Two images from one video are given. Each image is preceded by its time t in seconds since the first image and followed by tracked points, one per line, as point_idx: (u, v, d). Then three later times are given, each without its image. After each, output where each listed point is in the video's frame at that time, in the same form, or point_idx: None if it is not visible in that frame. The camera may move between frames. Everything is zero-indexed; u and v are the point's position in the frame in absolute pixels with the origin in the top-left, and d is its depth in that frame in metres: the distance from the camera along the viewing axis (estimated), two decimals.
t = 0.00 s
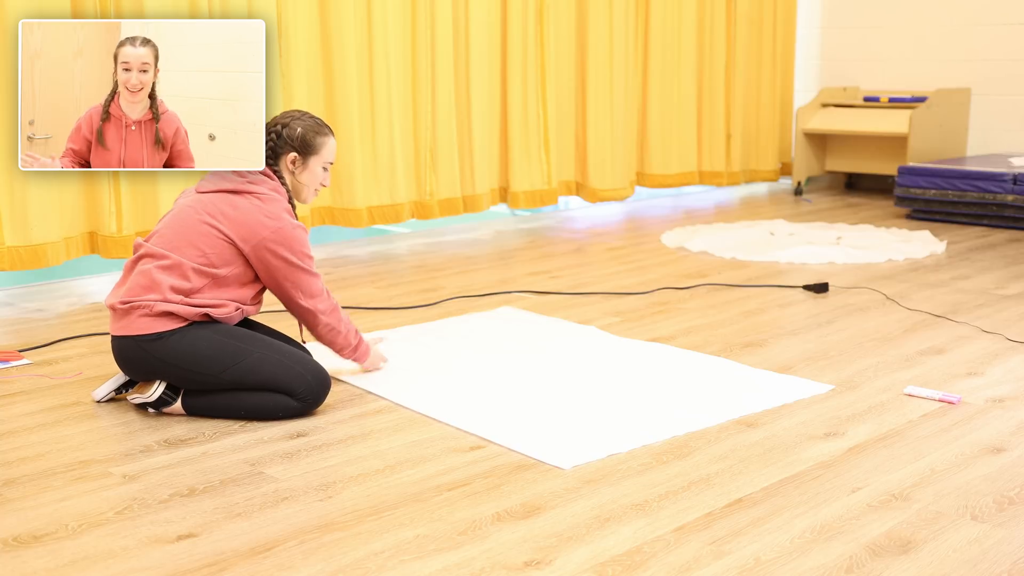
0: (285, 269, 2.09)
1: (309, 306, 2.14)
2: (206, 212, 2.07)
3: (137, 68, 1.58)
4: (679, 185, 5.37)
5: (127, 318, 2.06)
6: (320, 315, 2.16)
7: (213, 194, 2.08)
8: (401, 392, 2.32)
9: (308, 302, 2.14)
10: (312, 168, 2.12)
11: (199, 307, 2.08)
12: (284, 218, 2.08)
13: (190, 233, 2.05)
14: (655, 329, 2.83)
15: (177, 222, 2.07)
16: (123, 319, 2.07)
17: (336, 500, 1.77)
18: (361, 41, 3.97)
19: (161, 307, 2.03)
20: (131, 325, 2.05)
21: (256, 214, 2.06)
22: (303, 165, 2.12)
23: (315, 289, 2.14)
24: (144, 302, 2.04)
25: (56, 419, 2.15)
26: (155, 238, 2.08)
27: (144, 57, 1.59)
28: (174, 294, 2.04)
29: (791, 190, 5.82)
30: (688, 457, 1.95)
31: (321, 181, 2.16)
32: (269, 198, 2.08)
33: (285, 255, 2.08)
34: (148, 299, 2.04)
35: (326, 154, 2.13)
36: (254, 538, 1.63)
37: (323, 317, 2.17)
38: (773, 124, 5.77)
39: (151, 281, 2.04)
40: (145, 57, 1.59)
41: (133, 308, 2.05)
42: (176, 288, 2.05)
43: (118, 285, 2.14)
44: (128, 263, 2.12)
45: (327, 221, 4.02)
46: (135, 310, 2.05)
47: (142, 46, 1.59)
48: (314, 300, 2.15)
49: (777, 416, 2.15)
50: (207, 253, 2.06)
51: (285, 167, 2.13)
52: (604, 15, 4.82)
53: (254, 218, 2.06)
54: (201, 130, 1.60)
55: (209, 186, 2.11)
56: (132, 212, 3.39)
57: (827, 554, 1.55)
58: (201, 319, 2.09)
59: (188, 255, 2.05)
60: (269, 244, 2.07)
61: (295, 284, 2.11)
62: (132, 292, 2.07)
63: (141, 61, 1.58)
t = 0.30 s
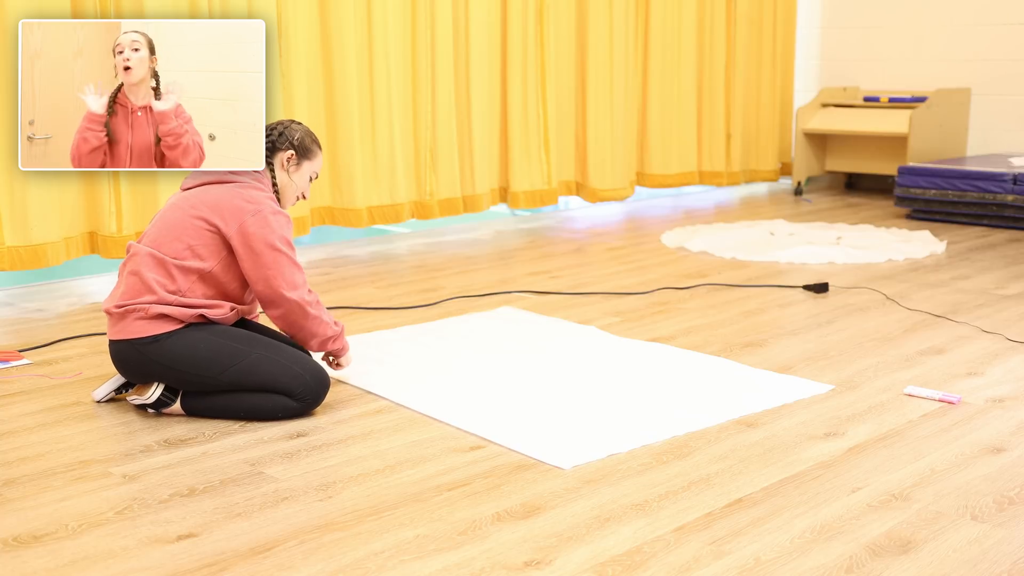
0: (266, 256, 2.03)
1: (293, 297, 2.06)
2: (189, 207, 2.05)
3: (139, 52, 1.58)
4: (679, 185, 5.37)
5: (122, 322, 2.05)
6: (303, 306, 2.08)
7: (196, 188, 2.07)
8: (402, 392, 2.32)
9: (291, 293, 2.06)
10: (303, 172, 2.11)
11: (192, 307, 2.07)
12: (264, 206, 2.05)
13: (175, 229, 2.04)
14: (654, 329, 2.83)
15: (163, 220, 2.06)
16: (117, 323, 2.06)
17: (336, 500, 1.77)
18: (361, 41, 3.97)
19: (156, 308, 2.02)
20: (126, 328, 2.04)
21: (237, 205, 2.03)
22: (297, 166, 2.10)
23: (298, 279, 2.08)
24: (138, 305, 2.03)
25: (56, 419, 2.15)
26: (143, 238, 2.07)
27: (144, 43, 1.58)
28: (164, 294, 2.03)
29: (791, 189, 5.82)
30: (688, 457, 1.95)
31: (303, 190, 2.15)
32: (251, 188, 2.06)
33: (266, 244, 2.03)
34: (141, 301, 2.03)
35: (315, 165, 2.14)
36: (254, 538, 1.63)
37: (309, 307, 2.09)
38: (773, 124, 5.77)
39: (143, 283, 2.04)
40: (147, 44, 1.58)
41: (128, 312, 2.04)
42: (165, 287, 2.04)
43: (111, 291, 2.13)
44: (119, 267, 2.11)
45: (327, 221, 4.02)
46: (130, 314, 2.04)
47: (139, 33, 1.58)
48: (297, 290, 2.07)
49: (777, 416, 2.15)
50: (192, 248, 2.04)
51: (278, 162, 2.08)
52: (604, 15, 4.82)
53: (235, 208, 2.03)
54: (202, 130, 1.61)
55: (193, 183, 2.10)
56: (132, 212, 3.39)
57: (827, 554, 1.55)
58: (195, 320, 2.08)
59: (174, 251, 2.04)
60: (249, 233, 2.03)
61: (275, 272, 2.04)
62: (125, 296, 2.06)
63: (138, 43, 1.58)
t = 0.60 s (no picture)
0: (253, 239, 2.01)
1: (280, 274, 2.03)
2: (183, 200, 2.05)
3: (140, 57, 1.59)
4: (678, 185, 5.37)
5: (125, 319, 2.06)
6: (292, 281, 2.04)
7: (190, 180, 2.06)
8: (403, 391, 2.32)
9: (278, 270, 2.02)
10: (288, 157, 2.05)
11: (196, 303, 2.08)
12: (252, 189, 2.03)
13: (173, 223, 2.04)
14: (655, 329, 2.83)
15: (161, 215, 2.06)
16: (120, 320, 2.07)
17: (336, 500, 1.77)
18: (361, 41, 3.97)
19: (159, 305, 2.03)
20: (130, 326, 2.05)
21: (225, 191, 2.02)
22: (281, 150, 2.03)
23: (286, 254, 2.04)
24: (141, 302, 2.04)
25: (56, 419, 2.15)
26: (143, 234, 2.08)
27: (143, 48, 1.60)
28: (168, 290, 2.04)
29: (791, 189, 5.82)
30: (688, 457, 1.95)
31: (292, 175, 2.08)
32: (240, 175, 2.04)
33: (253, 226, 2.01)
34: (145, 298, 2.04)
35: (303, 148, 2.06)
36: (254, 538, 1.63)
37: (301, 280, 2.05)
38: (773, 124, 5.77)
39: (146, 279, 2.04)
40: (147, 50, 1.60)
41: (131, 309, 2.05)
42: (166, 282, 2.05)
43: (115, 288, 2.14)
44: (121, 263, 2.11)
45: (327, 221, 4.02)
46: (134, 311, 2.05)
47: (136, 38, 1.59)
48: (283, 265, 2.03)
49: (777, 416, 2.15)
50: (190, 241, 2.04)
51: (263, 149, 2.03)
52: (604, 15, 4.82)
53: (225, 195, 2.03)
54: (202, 131, 1.62)
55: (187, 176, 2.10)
56: (132, 212, 3.39)
57: (827, 554, 1.55)
58: (198, 317, 2.09)
59: (172, 246, 2.04)
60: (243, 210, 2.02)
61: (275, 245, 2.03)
62: (128, 292, 2.07)
63: (138, 49, 1.59)
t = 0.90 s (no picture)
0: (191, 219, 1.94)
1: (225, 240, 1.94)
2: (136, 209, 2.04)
3: (135, 57, 1.59)
4: (678, 185, 5.37)
5: (114, 332, 2.05)
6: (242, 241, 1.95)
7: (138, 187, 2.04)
8: (404, 391, 2.32)
9: (220, 238, 1.94)
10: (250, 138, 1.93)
11: (178, 308, 2.06)
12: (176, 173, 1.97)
13: (132, 233, 2.03)
14: (654, 329, 2.83)
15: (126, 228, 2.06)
16: (111, 334, 2.06)
17: (336, 500, 1.77)
18: (361, 41, 3.97)
19: (144, 316, 2.03)
20: (119, 339, 2.04)
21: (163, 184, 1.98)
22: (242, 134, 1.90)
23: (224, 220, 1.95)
24: (127, 314, 2.04)
25: (56, 419, 2.15)
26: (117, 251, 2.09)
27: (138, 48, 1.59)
28: (144, 298, 2.02)
29: (791, 189, 5.82)
30: (688, 457, 1.95)
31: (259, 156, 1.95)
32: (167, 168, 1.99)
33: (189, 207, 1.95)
34: (129, 310, 2.03)
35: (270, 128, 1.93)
36: (254, 538, 1.62)
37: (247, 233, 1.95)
38: (773, 124, 5.77)
39: (125, 291, 2.04)
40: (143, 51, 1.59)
41: (118, 322, 2.04)
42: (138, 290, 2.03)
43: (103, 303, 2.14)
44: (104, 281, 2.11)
45: (327, 221, 4.03)
46: (122, 323, 2.04)
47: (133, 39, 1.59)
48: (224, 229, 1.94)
49: (777, 416, 2.15)
50: (145, 246, 2.02)
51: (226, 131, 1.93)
52: (604, 16, 4.82)
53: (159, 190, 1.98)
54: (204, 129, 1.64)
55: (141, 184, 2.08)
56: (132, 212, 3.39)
57: (827, 554, 1.55)
58: (186, 323, 2.08)
59: (131, 255, 2.03)
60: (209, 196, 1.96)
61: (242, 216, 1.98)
62: (112, 307, 2.06)
63: (133, 49, 1.59)
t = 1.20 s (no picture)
0: (277, 253, 2.02)
1: (309, 293, 2.05)
2: (190, 211, 2.04)
3: (139, 62, 1.57)
4: (678, 185, 5.37)
5: (121, 326, 2.04)
6: (325, 310, 2.07)
7: (205, 190, 2.05)
8: (404, 391, 2.32)
9: (307, 288, 2.05)
10: (306, 177, 2.10)
11: (191, 311, 2.05)
12: (277, 206, 2.07)
13: (177, 231, 2.02)
14: (654, 329, 2.83)
15: (168, 222, 2.05)
16: (117, 327, 2.05)
17: (336, 500, 1.77)
18: (361, 41, 3.97)
19: (155, 313, 2.01)
20: (126, 333, 2.03)
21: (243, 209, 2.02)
22: (299, 171, 2.10)
23: (315, 280, 2.08)
24: (138, 309, 2.02)
25: (57, 419, 2.15)
26: (145, 239, 2.06)
27: (141, 50, 1.59)
28: (162, 299, 2.01)
29: (791, 189, 5.82)
30: (688, 457, 1.95)
31: (310, 197, 2.13)
32: (262, 193, 2.07)
33: (282, 238, 2.03)
34: (142, 305, 2.02)
35: (324, 173, 2.12)
36: (254, 538, 1.62)
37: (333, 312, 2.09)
38: (773, 124, 5.77)
39: (143, 287, 2.03)
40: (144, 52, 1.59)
41: (127, 316, 2.03)
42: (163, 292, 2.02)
43: (111, 294, 2.13)
44: (121, 266, 2.09)
45: (327, 221, 4.03)
46: (130, 318, 2.03)
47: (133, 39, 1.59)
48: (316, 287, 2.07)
49: (777, 416, 2.15)
50: (187, 253, 2.02)
51: (282, 168, 2.10)
52: (604, 16, 4.82)
53: (238, 205, 2.03)
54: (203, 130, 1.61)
55: (204, 185, 2.09)
56: (131, 212, 3.39)
57: (827, 554, 1.55)
58: (195, 324, 2.07)
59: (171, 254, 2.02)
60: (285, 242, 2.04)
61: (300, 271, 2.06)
62: (125, 299, 2.05)
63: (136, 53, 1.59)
